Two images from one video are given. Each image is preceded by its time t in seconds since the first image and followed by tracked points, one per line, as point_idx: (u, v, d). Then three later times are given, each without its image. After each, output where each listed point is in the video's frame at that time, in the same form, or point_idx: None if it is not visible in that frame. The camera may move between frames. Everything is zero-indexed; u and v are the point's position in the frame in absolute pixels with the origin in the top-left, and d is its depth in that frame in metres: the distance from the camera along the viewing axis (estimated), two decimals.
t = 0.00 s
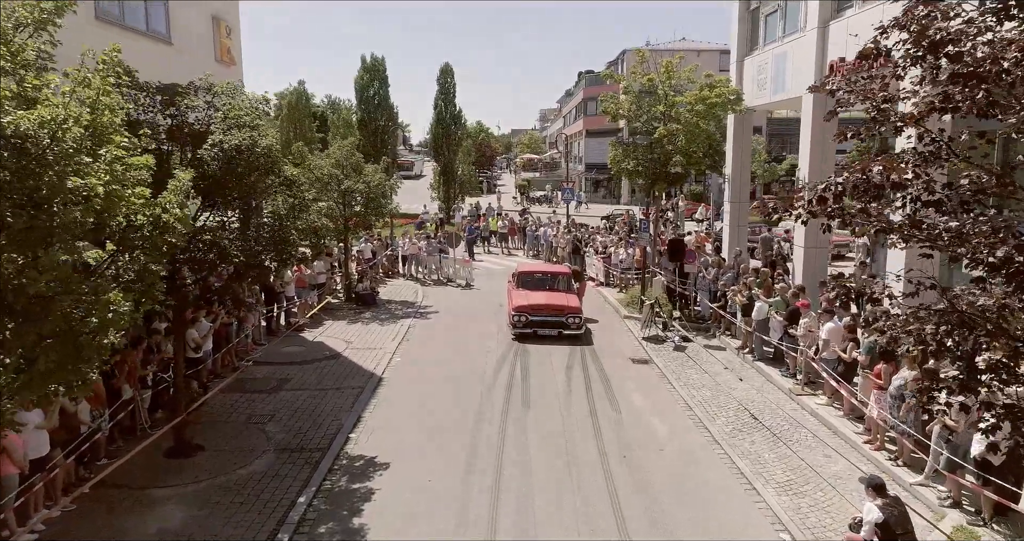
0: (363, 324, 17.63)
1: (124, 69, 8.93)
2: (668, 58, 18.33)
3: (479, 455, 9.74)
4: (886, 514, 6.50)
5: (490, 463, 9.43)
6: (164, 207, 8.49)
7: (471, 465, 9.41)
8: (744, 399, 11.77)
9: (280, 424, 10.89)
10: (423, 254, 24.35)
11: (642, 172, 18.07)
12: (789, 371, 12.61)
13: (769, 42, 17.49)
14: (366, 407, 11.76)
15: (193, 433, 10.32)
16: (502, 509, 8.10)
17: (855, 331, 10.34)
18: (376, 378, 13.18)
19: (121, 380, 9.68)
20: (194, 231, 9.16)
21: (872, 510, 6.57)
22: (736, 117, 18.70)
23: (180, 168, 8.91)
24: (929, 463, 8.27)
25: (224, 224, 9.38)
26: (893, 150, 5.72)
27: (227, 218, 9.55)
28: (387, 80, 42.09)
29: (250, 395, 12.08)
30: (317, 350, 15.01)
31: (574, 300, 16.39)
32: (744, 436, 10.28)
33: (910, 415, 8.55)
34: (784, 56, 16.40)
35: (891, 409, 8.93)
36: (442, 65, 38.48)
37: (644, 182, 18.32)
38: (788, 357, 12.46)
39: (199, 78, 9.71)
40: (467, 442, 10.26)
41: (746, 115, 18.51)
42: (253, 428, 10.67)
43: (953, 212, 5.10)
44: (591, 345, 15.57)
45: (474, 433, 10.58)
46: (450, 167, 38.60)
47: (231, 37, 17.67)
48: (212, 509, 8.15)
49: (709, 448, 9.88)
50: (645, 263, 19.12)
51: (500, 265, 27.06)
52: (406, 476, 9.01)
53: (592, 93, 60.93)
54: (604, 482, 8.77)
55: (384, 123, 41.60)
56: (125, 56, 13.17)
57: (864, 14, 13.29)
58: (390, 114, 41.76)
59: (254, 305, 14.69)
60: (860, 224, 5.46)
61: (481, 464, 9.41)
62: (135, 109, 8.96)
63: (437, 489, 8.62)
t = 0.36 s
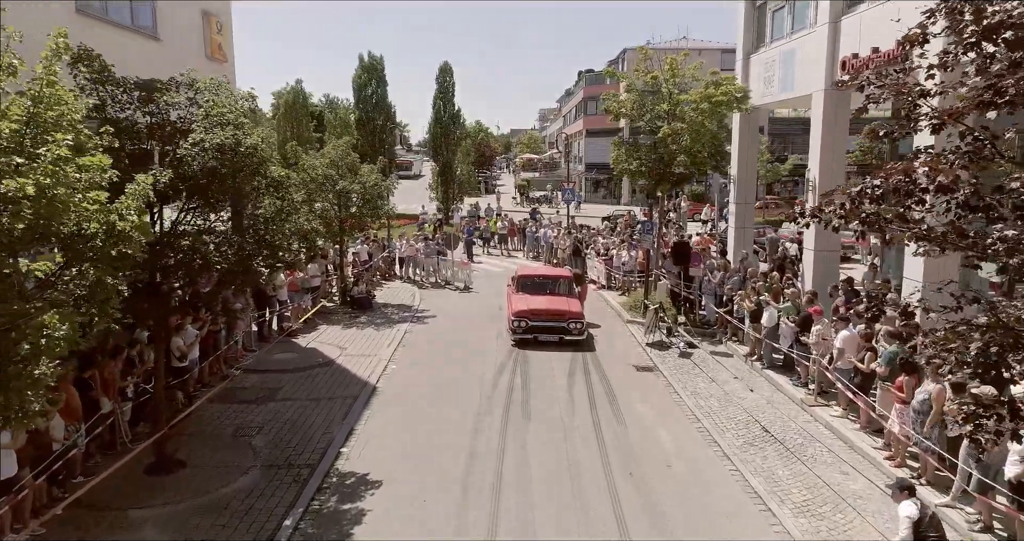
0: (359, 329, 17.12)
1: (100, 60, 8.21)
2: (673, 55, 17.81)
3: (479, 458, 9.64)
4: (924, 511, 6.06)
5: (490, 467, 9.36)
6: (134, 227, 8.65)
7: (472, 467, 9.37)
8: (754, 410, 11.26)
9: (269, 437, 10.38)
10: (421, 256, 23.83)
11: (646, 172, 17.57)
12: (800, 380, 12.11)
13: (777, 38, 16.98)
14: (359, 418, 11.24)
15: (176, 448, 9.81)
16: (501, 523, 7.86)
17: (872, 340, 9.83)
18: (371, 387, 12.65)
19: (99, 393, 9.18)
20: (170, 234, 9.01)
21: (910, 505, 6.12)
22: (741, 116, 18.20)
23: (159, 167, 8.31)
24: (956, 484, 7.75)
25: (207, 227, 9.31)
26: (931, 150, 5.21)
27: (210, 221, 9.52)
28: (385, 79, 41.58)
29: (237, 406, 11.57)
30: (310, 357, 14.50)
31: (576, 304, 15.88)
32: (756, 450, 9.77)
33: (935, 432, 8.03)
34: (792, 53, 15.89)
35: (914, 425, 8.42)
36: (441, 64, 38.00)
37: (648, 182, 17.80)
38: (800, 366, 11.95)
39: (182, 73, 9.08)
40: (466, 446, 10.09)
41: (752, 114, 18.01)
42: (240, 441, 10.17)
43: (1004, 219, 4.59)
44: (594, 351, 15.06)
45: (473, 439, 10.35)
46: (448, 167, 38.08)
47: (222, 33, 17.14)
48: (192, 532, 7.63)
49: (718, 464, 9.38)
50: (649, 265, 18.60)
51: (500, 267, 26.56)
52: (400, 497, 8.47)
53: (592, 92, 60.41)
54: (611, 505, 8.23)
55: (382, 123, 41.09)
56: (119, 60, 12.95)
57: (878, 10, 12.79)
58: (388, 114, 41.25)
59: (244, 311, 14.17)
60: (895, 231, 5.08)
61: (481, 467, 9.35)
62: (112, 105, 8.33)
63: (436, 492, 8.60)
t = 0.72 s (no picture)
0: (354, 335, 16.55)
1: (71, 53, 7.63)
2: (679, 51, 17.24)
3: (479, 472, 9.20)
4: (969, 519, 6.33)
5: (491, 482, 8.93)
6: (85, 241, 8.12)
7: (472, 482, 8.93)
8: (768, 423, 10.70)
9: (256, 453, 9.82)
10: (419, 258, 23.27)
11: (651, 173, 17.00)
12: (816, 391, 11.55)
13: (787, 34, 16.41)
14: (352, 433, 10.66)
15: (156, 466, 9.22)
16: None
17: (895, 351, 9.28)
18: (365, 399, 12.07)
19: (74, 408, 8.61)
20: (146, 240, 8.40)
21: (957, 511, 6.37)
22: (749, 115, 17.64)
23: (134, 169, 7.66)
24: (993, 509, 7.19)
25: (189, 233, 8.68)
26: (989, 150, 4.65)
27: (191, 225, 8.91)
28: (383, 78, 41.03)
29: (225, 419, 11.00)
30: (303, 365, 13.93)
31: (579, 310, 15.31)
32: (773, 469, 9.20)
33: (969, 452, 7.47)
34: (803, 49, 15.33)
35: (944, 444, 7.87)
36: (439, 63, 37.44)
37: (653, 183, 17.23)
38: (816, 377, 11.39)
39: (161, 68, 8.47)
40: (465, 459, 9.64)
41: (761, 112, 17.45)
42: (226, 458, 9.60)
43: None
44: (598, 359, 14.49)
45: (473, 454, 9.85)
46: (447, 167, 37.53)
47: (212, 28, 16.59)
48: None
49: (734, 484, 8.80)
50: (654, 269, 18.04)
51: (499, 269, 26.00)
52: (393, 520, 7.91)
53: (592, 92, 59.85)
54: (619, 531, 7.68)
55: (380, 123, 40.54)
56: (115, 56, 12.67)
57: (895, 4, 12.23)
58: (386, 113, 40.71)
59: (234, 317, 13.59)
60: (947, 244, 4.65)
61: (482, 482, 8.92)
62: (84, 102, 7.78)
63: (434, 509, 8.19)
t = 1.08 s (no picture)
0: (349, 341, 15.98)
1: (37, 43, 7.09)
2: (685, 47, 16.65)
3: (480, 495, 8.59)
4: None
5: (493, 506, 8.31)
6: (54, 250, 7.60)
7: (472, 505, 8.32)
8: (785, 439, 10.11)
9: (243, 472, 9.23)
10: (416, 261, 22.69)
11: (656, 173, 16.43)
12: (834, 403, 10.98)
13: (798, 30, 15.84)
14: (345, 449, 10.06)
15: (136, 487, 8.64)
16: None
17: (923, 364, 8.71)
18: (360, 411, 11.49)
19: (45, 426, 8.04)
20: (120, 247, 7.83)
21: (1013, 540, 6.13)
22: (758, 113, 17.07)
23: (102, 168, 7.07)
24: None
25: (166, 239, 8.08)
26: None
27: (171, 231, 8.32)
28: (381, 77, 40.44)
29: (211, 433, 10.41)
30: (295, 374, 13.34)
31: (583, 315, 14.73)
32: (794, 490, 8.62)
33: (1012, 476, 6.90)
34: (815, 45, 14.76)
35: (981, 466, 7.29)
36: (437, 62, 36.84)
37: (659, 184, 16.66)
38: (834, 389, 10.83)
39: (136, 61, 7.92)
40: (466, 480, 9.06)
41: (769, 111, 16.91)
42: (211, 477, 9.01)
43: None
44: (602, 367, 13.91)
45: (473, 473, 9.27)
46: (445, 168, 36.98)
47: (202, 24, 16.05)
48: None
49: (754, 508, 8.22)
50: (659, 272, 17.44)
51: (499, 272, 25.43)
52: None
53: (592, 91, 59.26)
54: None
55: (377, 122, 39.96)
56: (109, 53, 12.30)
57: None
58: (384, 112, 40.13)
59: (223, 325, 13.02)
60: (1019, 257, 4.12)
61: (484, 506, 8.31)
62: (52, 97, 7.22)
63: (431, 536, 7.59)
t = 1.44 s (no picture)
0: (345, 348, 15.39)
1: None
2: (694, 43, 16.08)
3: (482, 520, 7.99)
4: None
5: (496, 533, 7.70)
6: (17, 259, 6.96)
7: (474, 532, 7.71)
8: (805, 457, 9.51)
9: (228, 493, 8.63)
10: (415, 264, 22.10)
11: (663, 174, 15.84)
12: (855, 418, 10.39)
13: (811, 25, 15.28)
14: (337, 468, 9.46)
15: (111, 512, 8.03)
16: None
17: (956, 379, 8.14)
18: (354, 426, 10.90)
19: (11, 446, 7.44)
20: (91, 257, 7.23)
21: None
22: (768, 112, 16.50)
23: (68, 171, 6.48)
24: None
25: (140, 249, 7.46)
26: None
27: (146, 238, 7.72)
28: (379, 76, 39.84)
29: (196, 450, 9.82)
30: (287, 384, 12.75)
31: (588, 322, 14.15)
32: (817, 515, 8.03)
33: None
34: (830, 42, 14.20)
35: None
36: (436, 60, 36.24)
37: (666, 186, 16.09)
38: (855, 403, 10.26)
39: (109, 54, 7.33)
40: (465, 501, 8.46)
41: (780, 110, 16.35)
42: (193, 500, 8.42)
43: None
44: (608, 377, 13.33)
45: (475, 495, 8.66)
46: (445, 168, 36.38)
47: (191, 19, 15.45)
48: None
49: (776, 534, 7.60)
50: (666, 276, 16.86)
51: (500, 275, 24.84)
52: None
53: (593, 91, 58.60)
54: None
55: (376, 121, 39.36)
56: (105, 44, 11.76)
57: None
58: (382, 111, 39.50)
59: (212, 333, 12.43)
60: None
61: (486, 533, 7.70)
62: (17, 92, 6.63)
63: None
